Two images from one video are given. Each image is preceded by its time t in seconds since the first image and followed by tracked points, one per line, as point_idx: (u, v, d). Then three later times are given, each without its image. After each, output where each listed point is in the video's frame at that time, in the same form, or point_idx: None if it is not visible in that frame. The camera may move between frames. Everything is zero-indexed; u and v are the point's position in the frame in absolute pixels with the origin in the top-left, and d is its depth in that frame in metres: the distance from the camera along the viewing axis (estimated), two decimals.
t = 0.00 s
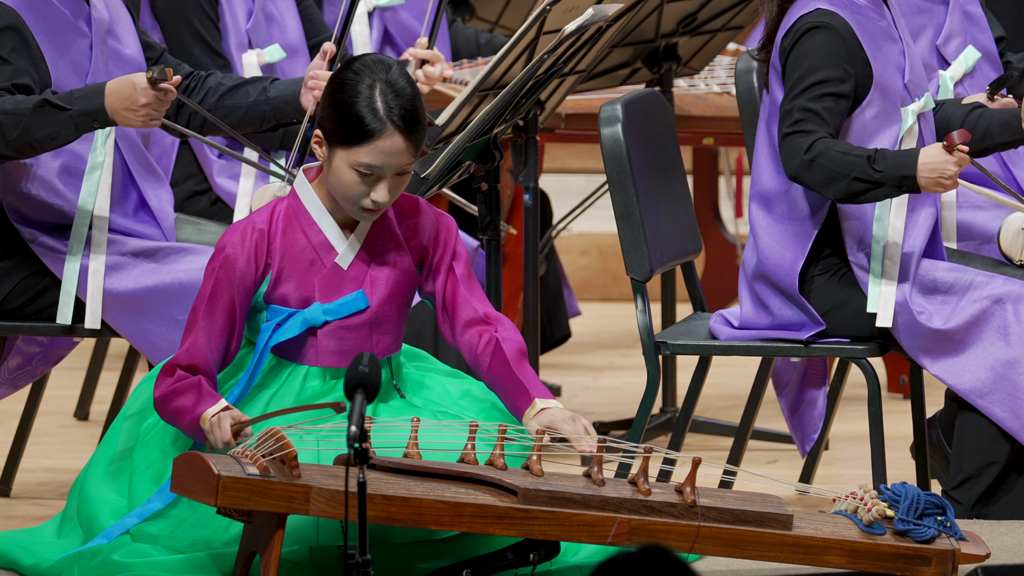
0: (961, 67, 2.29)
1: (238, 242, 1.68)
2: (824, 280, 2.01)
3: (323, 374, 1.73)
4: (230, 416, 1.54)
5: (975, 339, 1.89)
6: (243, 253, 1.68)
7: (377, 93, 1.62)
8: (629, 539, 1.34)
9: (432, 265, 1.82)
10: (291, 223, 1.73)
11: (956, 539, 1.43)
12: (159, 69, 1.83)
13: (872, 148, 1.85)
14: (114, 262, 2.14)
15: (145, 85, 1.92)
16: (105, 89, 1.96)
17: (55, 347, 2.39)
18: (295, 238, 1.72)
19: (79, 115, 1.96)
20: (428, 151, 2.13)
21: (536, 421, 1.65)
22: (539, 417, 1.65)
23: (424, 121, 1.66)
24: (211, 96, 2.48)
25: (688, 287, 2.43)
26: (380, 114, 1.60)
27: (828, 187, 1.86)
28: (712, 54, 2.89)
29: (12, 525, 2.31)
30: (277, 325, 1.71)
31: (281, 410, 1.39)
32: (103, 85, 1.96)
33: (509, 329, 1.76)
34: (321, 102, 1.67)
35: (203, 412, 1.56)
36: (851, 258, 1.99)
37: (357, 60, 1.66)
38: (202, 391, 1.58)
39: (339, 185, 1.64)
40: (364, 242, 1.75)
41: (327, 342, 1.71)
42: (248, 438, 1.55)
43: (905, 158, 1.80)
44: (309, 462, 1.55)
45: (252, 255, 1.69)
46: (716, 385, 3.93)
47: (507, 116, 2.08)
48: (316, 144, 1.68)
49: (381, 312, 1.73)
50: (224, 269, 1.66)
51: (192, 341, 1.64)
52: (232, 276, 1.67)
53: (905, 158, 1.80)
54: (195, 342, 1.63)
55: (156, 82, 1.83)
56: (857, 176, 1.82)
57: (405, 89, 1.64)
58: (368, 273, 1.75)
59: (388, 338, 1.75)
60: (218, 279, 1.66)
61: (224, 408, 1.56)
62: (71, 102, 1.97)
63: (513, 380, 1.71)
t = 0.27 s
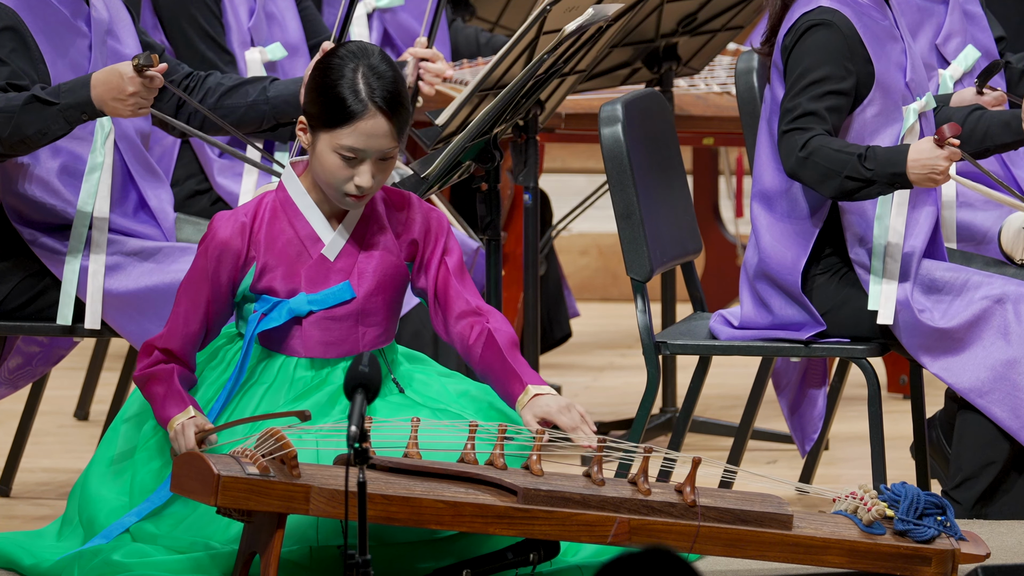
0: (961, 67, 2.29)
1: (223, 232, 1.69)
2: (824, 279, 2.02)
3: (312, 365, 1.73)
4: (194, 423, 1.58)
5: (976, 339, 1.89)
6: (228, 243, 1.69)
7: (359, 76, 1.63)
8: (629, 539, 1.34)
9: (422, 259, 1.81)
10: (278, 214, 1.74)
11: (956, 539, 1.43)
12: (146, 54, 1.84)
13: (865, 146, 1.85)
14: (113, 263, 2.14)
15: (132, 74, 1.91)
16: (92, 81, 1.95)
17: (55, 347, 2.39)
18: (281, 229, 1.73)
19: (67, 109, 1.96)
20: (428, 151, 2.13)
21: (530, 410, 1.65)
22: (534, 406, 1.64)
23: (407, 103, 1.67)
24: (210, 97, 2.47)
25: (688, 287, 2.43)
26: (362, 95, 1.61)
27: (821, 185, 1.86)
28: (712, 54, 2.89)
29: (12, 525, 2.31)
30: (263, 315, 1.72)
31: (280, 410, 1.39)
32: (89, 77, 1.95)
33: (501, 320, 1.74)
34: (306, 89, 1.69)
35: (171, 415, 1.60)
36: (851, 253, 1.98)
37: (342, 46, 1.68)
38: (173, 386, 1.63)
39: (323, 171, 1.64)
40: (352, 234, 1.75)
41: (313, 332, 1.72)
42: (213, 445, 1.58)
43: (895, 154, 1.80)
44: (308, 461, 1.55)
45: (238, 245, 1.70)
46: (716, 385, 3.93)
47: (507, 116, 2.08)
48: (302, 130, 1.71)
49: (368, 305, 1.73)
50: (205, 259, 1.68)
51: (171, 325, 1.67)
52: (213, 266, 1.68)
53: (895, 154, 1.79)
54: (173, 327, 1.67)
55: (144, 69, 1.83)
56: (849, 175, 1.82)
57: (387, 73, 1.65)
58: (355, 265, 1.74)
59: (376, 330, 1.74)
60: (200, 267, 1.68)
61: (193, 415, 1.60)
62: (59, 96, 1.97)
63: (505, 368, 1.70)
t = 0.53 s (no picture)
0: (961, 66, 2.28)
1: (216, 233, 1.69)
2: (824, 279, 2.01)
3: (309, 362, 1.73)
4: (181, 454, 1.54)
5: (975, 339, 1.89)
6: (221, 244, 1.69)
7: (348, 73, 1.63)
8: (629, 539, 1.34)
9: (415, 254, 1.82)
10: (271, 213, 1.74)
11: (956, 539, 1.43)
12: (145, 56, 1.82)
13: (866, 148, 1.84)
14: (112, 263, 2.14)
15: (132, 75, 1.92)
16: (93, 83, 1.95)
17: (55, 347, 2.39)
18: (274, 227, 1.73)
19: (68, 110, 1.96)
20: (428, 151, 2.13)
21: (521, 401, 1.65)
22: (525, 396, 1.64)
23: (397, 99, 1.67)
24: (209, 99, 2.46)
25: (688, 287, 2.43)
26: (351, 92, 1.61)
27: (821, 187, 1.86)
28: (712, 54, 2.89)
29: (12, 525, 2.32)
30: (261, 314, 1.71)
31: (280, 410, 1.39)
32: (90, 79, 1.96)
33: (492, 314, 1.75)
34: (297, 87, 1.69)
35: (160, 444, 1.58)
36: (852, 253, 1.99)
37: (332, 43, 1.68)
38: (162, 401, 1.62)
39: (313, 168, 1.65)
40: (346, 232, 1.75)
41: (308, 329, 1.72)
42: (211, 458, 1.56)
43: (892, 159, 1.78)
44: (307, 462, 1.55)
45: (231, 245, 1.70)
46: (716, 385, 3.93)
47: (507, 116, 2.08)
48: (292, 129, 1.71)
49: (362, 301, 1.74)
50: (198, 259, 1.68)
51: (163, 327, 1.67)
52: (207, 267, 1.68)
53: (891, 160, 1.78)
54: (166, 329, 1.67)
55: (142, 70, 1.82)
56: (847, 180, 1.82)
57: (376, 69, 1.65)
58: (349, 262, 1.75)
59: (370, 327, 1.75)
60: (193, 269, 1.68)
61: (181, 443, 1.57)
62: (60, 98, 1.97)
63: (498, 357, 1.69)
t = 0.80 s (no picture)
0: (961, 67, 2.26)
1: (216, 236, 1.68)
2: (824, 279, 2.00)
3: (310, 361, 1.73)
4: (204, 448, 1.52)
5: (974, 339, 1.89)
6: (221, 246, 1.68)
7: (344, 70, 1.63)
8: (629, 539, 1.34)
9: (405, 253, 1.82)
10: (268, 214, 1.73)
11: (956, 539, 1.43)
12: (153, 64, 1.82)
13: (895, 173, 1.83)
14: (108, 267, 2.13)
15: (140, 82, 1.92)
16: (97, 88, 1.96)
17: (55, 347, 2.39)
18: (272, 227, 1.73)
19: (74, 116, 1.96)
20: (428, 151, 2.13)
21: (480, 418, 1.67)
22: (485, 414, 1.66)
23: (393, 96, 1.67)
24: (207, 101, 2.46)
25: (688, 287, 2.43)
26: (347, 89, 1.61)
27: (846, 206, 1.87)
28: (712, 55, 2.89)
29: (13, 525, 2.32)
30: (260, 314, 1.71)
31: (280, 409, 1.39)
32: (97, 85, 1.96)
33: (462, 321, 1.76)
34: (291, 86, 1.69)
35: (179, 442, 1.56)
36: (851, 251, 1.98)
37: (325, 41, 1.68)
38: (175, 411, 1.58)
39: (310, 167, 1.65)
40: (342, 230, 1.76)
41: (311, 328, 1.72)
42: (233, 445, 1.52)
43: (921, 195, 1.79)
44: (307, 462, 1.55)
45: (231, 247, 1.69)
46: (716, 385, 3.93)
47: (507, 116, 2.08)
48: (287, 128, 1.71)
49: (363, 298, 1.74)
50: (200, 262, 1.67)
51: (169, 335, 1.65)
52: (209, 269, 1.67)
53: (921, 194, 1.79)
54: (171, 338, 1.65)
55: (150, 78, 1.82)
56: (874, 208, 1.83)
57: (370, 66, 1.65)
58: (347, 260, 1.75)
59: (370, 323, 1.76)
60: (195, 274, 1.67)
61: (200, 440, 1.55)
62: (66, 103, 1.97)
63: (457, 368, 1.72)
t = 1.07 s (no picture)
0: (961, 66, 2.23)
1: (216, 237, 1.69)
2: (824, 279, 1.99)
3: (308, 361, 1.73)
4: (225, 435, 1.53)
5: (975, 339, 1.90)
6: (222, 246, 1.69)
7: (337, 64, 1.63)
8: (629, 540, 1.34)
9: (404, 254, 1.82)
10: (265, 214, 1.74)
11: (956, 539, 1.43)
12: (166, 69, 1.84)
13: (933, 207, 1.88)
14: (108, 268, 2.11)
15: (151, 86, 1.92)
16: (109, 92, 1.96)
17: (55, 347, 2.39)
18: (270, 227, 1.73)
19: (85, 119, 1.97)
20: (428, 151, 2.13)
21: (479, 414, 1.66)
22: (483, 409, 1.66)
23: (386, 89, 1.67)
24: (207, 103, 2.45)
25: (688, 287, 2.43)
26: (341, 83, 1.61)
27: (878, 227, 1.91)
28: (712, 55, 2.89)
29: (13, 525, 2.32)
30: (258, 314, 1.71)
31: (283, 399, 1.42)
32: (108, 88, 1.96)
33: (463, 319, 1.76)
34: (285, 82, 1.69)
35: (201, 432, 1.56)
36: (851, 249, 1.98)
37: (319, 37, 1.68)
38: (194, 407, 1.57)
39: (306, 162, 1.64)
40: (340, 228, 1.76)
41: (309, 327, 1.72)
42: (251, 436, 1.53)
43: (959, 234, 1.86)
44: (307, 462, 1.55)
45: (231, 247, 1.70)
46: (716, 385, 3.93)
47: (507, 117, 2.08)
48: (282, 125, 1.72)
49: (361, 296, 1.74)
50: (204, 262, 1.67)
51: (177, 337, 1.64)
52: (214, 269, 1.68)
53: (960, 234, 1.86)
54: (180, 340, 1.64)
55: (162, 81, 1.84)
56: (910, 240, 1.88)
57: (363, 59, 1.65)
58: (345, 259, 1.75)
59: (370, 322, 1.76)
60: (200, 274, 1.67)
61: (221, 428, 1.56)
62: (76, 106, 1.97)
63: (454, 363, 1.73)
